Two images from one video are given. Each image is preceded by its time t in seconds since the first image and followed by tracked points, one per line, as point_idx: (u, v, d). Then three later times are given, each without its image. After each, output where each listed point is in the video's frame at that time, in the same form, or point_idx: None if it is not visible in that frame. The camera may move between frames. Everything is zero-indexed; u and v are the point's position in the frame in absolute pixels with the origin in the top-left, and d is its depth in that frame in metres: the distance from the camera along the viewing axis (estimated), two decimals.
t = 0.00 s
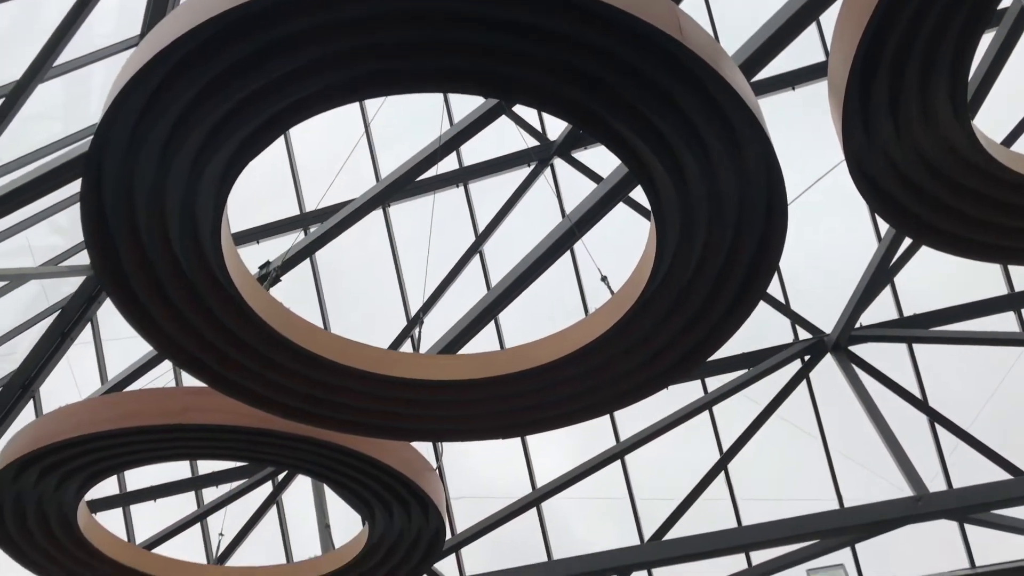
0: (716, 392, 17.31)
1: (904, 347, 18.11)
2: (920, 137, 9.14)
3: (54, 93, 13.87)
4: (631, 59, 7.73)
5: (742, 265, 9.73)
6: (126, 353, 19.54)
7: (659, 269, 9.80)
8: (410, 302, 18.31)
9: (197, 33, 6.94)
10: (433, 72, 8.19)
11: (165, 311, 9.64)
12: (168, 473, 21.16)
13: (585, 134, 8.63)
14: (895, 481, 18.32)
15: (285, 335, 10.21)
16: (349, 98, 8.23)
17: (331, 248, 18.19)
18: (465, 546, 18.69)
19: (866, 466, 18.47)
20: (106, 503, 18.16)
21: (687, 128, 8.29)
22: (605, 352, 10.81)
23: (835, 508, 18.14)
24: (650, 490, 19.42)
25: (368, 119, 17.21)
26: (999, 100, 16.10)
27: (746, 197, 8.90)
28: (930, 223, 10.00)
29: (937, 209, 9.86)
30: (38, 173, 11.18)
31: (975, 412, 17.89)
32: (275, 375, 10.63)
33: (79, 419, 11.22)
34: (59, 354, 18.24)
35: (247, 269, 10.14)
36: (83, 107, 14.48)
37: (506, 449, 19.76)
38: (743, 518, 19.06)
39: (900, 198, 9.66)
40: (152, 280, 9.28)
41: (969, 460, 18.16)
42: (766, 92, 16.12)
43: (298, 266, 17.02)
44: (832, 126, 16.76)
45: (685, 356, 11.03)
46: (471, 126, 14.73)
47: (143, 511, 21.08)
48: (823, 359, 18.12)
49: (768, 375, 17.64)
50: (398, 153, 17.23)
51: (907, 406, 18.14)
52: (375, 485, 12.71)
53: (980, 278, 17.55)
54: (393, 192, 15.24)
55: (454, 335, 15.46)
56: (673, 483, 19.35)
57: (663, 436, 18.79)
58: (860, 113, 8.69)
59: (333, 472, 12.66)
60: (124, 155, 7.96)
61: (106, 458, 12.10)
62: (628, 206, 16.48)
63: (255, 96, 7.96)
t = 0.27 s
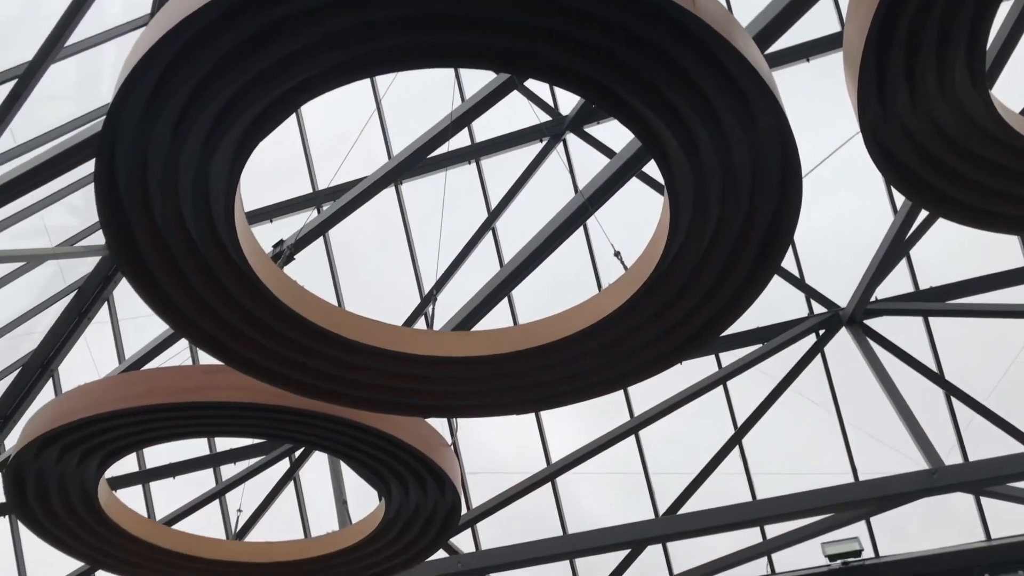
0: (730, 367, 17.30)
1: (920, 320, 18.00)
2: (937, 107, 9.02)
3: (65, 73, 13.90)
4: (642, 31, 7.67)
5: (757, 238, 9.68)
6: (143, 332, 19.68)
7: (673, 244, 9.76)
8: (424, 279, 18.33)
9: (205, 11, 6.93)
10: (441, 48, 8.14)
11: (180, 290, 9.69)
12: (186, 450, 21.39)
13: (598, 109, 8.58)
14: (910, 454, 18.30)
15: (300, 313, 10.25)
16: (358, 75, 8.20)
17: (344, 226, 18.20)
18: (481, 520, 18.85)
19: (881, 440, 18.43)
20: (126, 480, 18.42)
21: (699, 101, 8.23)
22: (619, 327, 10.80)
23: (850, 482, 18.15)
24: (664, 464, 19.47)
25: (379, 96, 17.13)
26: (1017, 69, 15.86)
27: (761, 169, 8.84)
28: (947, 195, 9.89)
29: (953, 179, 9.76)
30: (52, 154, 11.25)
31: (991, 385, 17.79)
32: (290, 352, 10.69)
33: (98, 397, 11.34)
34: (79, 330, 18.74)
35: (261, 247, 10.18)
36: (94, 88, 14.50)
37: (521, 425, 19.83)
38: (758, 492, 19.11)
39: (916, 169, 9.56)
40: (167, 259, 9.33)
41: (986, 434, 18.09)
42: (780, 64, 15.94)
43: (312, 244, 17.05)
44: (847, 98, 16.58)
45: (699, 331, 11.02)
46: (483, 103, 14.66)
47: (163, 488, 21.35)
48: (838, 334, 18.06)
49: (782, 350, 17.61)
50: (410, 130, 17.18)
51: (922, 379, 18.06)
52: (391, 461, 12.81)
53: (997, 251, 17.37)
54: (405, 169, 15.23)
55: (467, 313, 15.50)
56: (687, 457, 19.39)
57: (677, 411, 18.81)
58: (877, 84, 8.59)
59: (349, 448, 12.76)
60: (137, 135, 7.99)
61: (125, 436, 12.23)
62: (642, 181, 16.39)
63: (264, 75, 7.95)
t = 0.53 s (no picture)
0: (743, 342, 17.27)
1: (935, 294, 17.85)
2: (952, 76, 8.89)
3: (75, 51, 13.90)
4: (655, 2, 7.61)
5: (771, 211, 9.61)
6: (157, 309, 19.77)
7: (685, 218, 9.70)
8: (435, 256, 18.30)
9: None
10: (448, 21, 8.09)
11: (194, 266, 9.73)
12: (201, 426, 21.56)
13: (610, 81, 8.51)
14: (923, 428, 18.26)
15: (313, 289, 10.28)
16: (366, 50, 8.17)
17: (355, 202, 18.19)
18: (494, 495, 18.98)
19: (894, 413, 18.38)
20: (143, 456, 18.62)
21: (712, 72, 8.16)
22: (631, 302, 10.77)
23: (862, 456, 18.16)
24: (677, 438, 19.52)
25: (389, 71, 17.05)
26: None
27: (774, 141, 8.77)
28: (962, 165, 9.77)
29: (969, 150, 9.63)
30: (64, 132, 11.27)
31: (1005, 358, 17.72)
32: (302, 329, 10.72)
33: (116, 372, 11.45)
34: (95, 308, 18.69)
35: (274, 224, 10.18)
36: (104, 65, 14.49)
37: (533, 400, 19.87)
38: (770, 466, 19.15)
39: (931, 140, 9.45)
40: (180, 236, 9.37)
41: (1000, 407, 18.02)
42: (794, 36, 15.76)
43: (324, 221, 17.05)
44: (861, 70, 16.39)
45: (711, 305, 10.99)
46: (493, 77, 14.57)
47: (179, 463, 21.56)
48: (851, 308, 18.00)
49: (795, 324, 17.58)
50: (420, 105, 17.11)
51: (936, 353, 17.99)
52: (405, 437, 12.91)
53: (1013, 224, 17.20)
54: (416, 145, 15.19)
55: (481, 288, 15.58)
56: (700, 432, 19.41)
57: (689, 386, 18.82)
58: (891, 52, 8.48)
59: (362, 423, 12.84)
60: (148, 112, 8.00)
61: (143, 411, 12.35)
62: (654, 155, 16.29)
63: (273, 51, 7.92)
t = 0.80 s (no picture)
0: (755, 315, 17.22)
1: (948, 266, 17.74)
2: (968, 45, 8.79)
3: (85, 27, 13.90)
4: None
5: (783, 184, 9.56)
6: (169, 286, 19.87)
7: (696, 193, 9.65)
8: (446, 231, 18.28)
9: None
10: None
11: (206, 243, 9.78)
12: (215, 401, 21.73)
13: (621, 53, 8.46)
14: (936, 401, 18.23)
15: (324, 265, 10.29)
16: (375, 24, 8.16)
17: (366, 178, 18.18)
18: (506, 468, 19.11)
19: (907, 386, 18.35)
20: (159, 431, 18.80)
21: (724, 44, 8.09)
22: (642, 277, 10.76)
23: (874, 428, 18.17)
24: (688, 412, 19.55)
25: (398, 46, 16.97)
26: None
27: (786, 113, 8.71)
28: (977, 138, 9.68)
29: (988, 122, 9.50)
30: (76, 110, 11.33)
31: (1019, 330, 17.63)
32: (314, 305, 10.76)
33: (130, 348, 11.53)
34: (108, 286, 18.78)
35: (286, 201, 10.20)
36: (114, 41, 14.49)
37: (545, 375, 19.91)
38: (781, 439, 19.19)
39: (945, 111, 9.36)
40: (192, 212, 9.40)
41: (1013, 380, 17.96)
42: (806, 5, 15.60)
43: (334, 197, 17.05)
44: (874, 39, 16.21)
45: (723, 279, 10.96)
46: (503, 50, 14.49)
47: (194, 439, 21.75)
48: (864, 281, 17.90)
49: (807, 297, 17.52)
50: (429, 80, 17.05)
51: (949, 325, 17.91)
52: (417, 411, 12.99)
53: None
54: (425, 120, 15.15)
55: (492, 263, 15.59)
56: (712, 405, 19.42)
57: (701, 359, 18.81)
58: (906, 21, 8.39)
59: (374, 397, 12.90)
60: (158, 87, 7.99)
61: (158, 386, 12.45)
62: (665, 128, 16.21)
63: (282, 25, 7.92)
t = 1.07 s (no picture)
0: (769, 289, 17.14)
1: (965, 238, 17.57)
2: (987, 11, 8.63)
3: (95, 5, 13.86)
4: None
5: (797, 155, 9.48)
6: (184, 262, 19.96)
7: (710, 165, 9.57)
8: (458, 206, 18.25)
9: None
10: None
11: (220, 219, 9.80)
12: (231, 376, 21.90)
13: (633, 23, 8.38)
14: (952, 373, 18.17)
15: (337, 241, 10.29)
16: None
17: (378, 153, 18.14)
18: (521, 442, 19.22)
19: (922, 359, 18.29)
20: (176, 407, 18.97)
21: (737, 12, 8.00)
22: (655, 250, 10.71)
23: (889, 400, 18.14)
24: (702, 385, 19.57)
25: (409, 19, 16.85)
26: None
27: (800, 83, 8.62)
28: (996, 106, 9.53)
29: (1008, 91, 9.34)
30: (89, 86, 11.39)
31: None
32: (328, 280, 10.79)
33: (146, 324, 11.60)
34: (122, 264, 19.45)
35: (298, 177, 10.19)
36: (125, 18, 14.46)
37: (558, 349, 19.94)
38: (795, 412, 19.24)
39: (964, 79, 9.22)
40: (205, 189, 9.41)
41: None
42: None
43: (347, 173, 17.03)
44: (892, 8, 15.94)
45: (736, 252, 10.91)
46: (514, 22, 14.36)
47: (210, 414, 21.96)
48: (879, 253, 17.76)
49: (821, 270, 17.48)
50: (440, 54, 16.93)
51: (965, 297, 17.78)
52: (431, 386, 13.06)
53: None
54: (436, 95, 15.06)
55: (505, 237, 15.57)
56: (726, 378, 19.42)
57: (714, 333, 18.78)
58: None
59: (387, 371, 12.96)
60: (169, 63, 7.99)
61: (174, 362, 12.54)
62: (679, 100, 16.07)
63: None
